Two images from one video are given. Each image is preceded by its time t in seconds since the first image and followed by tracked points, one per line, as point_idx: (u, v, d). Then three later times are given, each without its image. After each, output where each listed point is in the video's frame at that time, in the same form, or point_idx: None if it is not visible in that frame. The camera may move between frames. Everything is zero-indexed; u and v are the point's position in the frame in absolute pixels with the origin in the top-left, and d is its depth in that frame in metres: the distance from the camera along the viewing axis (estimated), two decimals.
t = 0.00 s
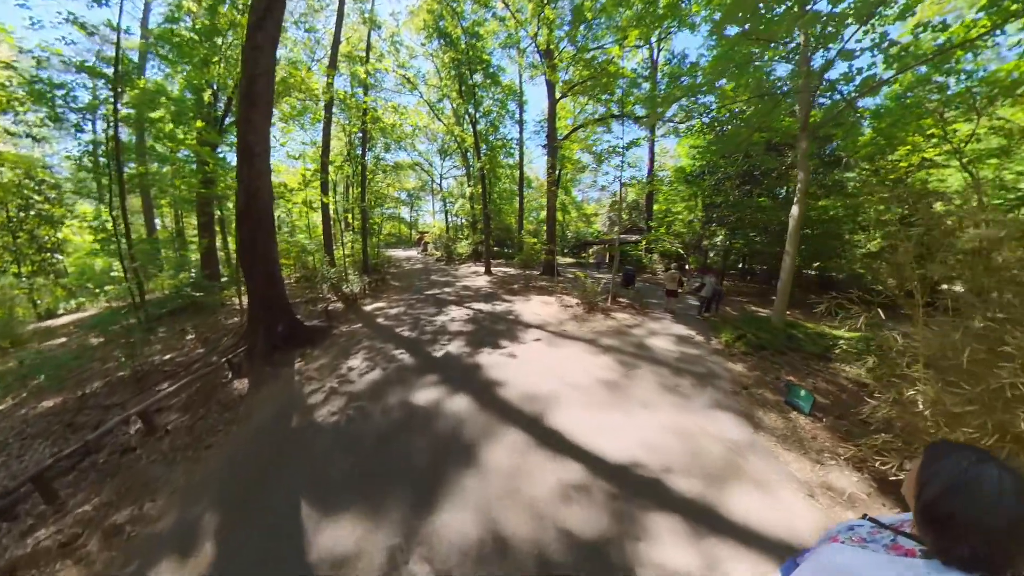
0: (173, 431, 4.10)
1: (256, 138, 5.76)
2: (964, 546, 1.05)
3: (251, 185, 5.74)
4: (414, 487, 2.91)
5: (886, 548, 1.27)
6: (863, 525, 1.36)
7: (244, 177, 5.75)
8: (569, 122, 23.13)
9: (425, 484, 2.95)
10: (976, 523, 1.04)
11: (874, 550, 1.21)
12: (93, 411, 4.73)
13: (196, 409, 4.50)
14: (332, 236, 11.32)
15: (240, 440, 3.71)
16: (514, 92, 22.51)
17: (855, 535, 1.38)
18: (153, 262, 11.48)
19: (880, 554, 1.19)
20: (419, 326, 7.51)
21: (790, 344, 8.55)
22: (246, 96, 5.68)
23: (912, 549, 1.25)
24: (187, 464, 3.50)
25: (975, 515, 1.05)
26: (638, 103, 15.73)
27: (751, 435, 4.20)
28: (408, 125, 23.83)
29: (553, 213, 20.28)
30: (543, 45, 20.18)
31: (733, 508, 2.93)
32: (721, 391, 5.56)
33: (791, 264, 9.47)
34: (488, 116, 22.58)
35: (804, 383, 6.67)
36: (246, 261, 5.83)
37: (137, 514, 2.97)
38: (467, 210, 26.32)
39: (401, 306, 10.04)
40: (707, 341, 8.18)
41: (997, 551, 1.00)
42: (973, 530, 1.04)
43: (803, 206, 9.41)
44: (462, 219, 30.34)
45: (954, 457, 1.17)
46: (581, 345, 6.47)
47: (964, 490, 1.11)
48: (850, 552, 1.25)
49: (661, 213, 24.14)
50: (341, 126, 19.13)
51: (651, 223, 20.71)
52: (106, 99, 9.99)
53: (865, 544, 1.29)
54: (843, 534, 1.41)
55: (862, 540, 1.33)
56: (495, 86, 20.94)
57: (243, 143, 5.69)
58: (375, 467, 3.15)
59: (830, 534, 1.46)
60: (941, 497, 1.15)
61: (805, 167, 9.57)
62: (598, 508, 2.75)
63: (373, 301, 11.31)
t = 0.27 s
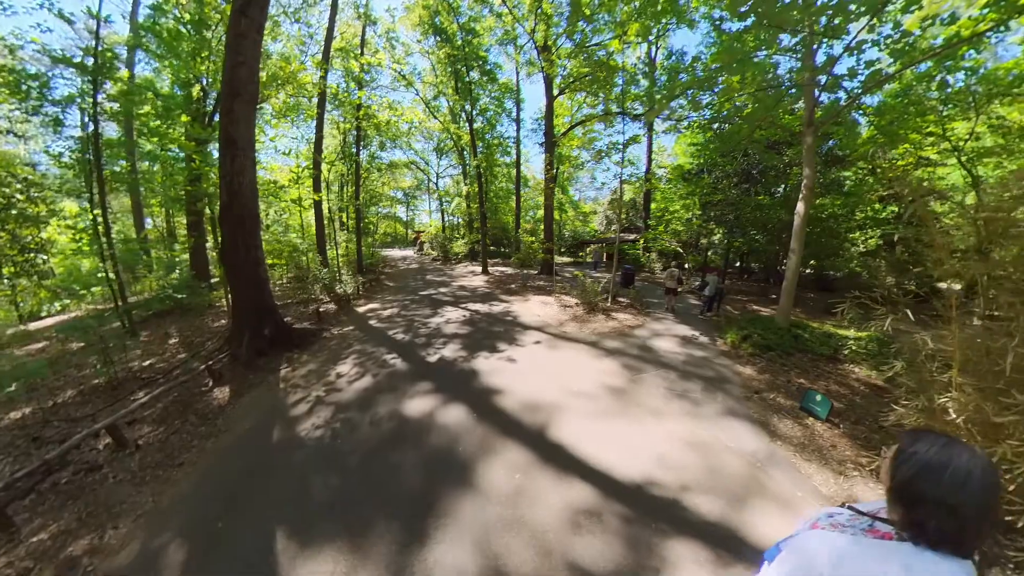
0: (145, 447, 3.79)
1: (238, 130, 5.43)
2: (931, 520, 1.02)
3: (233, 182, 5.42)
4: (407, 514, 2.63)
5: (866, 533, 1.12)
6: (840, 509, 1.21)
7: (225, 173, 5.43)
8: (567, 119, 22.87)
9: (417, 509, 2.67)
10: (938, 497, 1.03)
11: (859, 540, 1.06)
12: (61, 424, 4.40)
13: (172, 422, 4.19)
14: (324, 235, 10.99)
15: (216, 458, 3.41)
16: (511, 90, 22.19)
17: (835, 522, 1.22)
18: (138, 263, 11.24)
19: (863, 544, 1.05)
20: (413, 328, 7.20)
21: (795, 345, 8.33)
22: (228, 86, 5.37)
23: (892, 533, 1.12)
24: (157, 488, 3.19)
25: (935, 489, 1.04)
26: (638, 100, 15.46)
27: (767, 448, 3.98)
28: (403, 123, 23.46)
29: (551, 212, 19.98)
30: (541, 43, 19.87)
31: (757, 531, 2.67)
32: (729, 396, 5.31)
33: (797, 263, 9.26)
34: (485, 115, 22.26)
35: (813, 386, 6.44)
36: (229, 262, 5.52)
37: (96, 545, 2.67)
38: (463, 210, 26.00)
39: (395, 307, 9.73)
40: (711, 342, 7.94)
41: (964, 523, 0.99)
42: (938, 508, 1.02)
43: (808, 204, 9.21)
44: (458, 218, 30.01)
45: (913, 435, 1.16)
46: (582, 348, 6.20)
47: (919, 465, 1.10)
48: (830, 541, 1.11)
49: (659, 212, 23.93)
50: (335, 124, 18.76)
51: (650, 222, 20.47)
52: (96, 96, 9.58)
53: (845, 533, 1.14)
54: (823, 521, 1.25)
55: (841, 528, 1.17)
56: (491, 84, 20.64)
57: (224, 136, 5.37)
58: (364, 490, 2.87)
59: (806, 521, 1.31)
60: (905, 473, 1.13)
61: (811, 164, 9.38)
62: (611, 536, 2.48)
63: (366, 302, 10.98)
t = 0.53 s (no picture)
0: (118, 465, 3.49)
1: (223, 124, 5.11)
2: (929, 507, 1.07)
3: (217, 178, 5.10)
4: (408, 548, 2.36)
5: (866, 524, 1.15)
6: (840, 502, 1.23)
7: (207, 169, 5.10)
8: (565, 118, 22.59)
9: (416, 542, 2.41)
10: (934, 487, 1.09)
11: (856, 537, 1.10)
12: (29, 440, 4.08)
13: (148, 436, 3.87)
14: (317, 235, 10.66)
15: (194, 481, 3.12)
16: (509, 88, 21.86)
17: (835, 514, 1.24)
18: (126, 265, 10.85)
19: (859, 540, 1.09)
20: (409, 331, 6.89)
21: (802, 347, 8.12)
22: (212, 75, 5.06)
23: (892, 524, 1.15)
24: (125, 515, 2.88)
25: (931, 477, 1.10)
26: (640, 97, 15.15)
27: (793, 460, 3.71)
28: (399, 121, 23.05)
29: (550, 211, 19.65)
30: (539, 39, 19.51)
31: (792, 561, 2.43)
32: (742, 403, 5.07)
33: (804, 263, 9.06)
34: (482, 113, 21.91)
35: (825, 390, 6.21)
36: (214, 263, 5.20)
37: None
38: (460, 209, 25.64)
39: (390, 308, 9.41)
40: (718, 344, 7.69)
41: (962, 511, 1.03)
42: (935, 496, 1.07)
43: (816, 203, 9.03)
44: (455, 217, 29.64)
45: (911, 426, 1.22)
46: (586, 351, 5.93)
47: (918, 455, 1.16)
48: (829, 538, 1.15)
49: (658, 211, 23.70)
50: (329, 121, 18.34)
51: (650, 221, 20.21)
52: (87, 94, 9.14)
53: (844, 526, 1.17)
54: (823, 513, 1.28)
55: (841, 520, 1.19)
56: (489, 81, 20.30)
57: (207, 127, 5.05)
58: (359, 518, 2.60)
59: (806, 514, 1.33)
60: (904, 464, 1.18)
61: (819, 163, 9.17)
62: (634, 569, 2.26)
63: (360, 304, 10.64)
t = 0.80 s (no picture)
0: (93, 483, 3.22)
1: (212, 115, 4.86)
2: (923, 490, 1.19)
3: (205, 173, 4.84)
4: None
5: (863, 509, 1.28)
6: (838, 488, 1.35)
7: (195, 163, 4.84)
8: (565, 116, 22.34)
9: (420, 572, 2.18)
10: (926, 471, 1.23)
11: (853, 523, 1.23)
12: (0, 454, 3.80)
13: (128, 449, 3.61)
14: (312, 233, 10.37)
15: (174, 502, 2.86)
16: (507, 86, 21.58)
17: (834, 498, 1.37)
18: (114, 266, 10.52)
19: (857, 525, 1.22)
20: (408, 333, 6.64)
21: (812, 348, 7.92)
22: (199, 63, 4.78)
23: (887, 506, 1.28)
24: (99, 540, 2.62)
25: (926, 462, 1.24)
26: (642, 94, 14.92)
27: (817, 467, 3.51)
28: (396, 119, 22.71)
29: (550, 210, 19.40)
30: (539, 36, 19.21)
31: None
32: (757, 407, 4.87)
33: (812, 262, 8.87)
34: (480, 111, 21.62)
35: (839, 393, 6.01)
36: (202, 263, 4.95)
37: None
38: (458, 208, 25.37)
39: (388, 309, 9.14)
40: (726, 345, 7.48)
41: (952, 491, 1.16)
42: (927, 479, 1.20)
43: (824, 201, 8.84)
44: (452, 216, 29.35)
45: (906, 416, 1.36)
46: (592, 353, 5.70)
47: (915, 443, 1.30)
48: (829, 524, 1.28)
49: (658, 210, 23.51)
50: (325, 119, 18.00)
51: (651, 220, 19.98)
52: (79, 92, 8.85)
53: (845, 511, 1.29)
54: (822, 498, 1.41)
55: (841, 505, 1.32)
56: (487, 79, 20.01)
57: (193, 118, 4.79)
58: (361, 543, 2.38)
59: (807, 499, 1.46)
60: (904, 452, 1.31)
61: (827, 160, 8.98)
62: None
63: (357, 304, 10.36)
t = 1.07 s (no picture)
0: (57, 517, 2.88)
1: (193, 106, 4.50)
2: (950, 488, 1.14)
3: (184, 169, 4.49)
4: None
5: (881, 506, 1.20)
6: (855, 485, 1.26)
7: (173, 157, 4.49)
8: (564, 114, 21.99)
9: None
10: (953, 468, 1.15)
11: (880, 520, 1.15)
12: None
13: (99, 477, 3.27)
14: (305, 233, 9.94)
15: (145, 543, 2.53)
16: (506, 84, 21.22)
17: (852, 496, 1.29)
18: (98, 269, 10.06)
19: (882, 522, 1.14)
20: (406, 338, 6.31)
21: (825, 352, 7.64)
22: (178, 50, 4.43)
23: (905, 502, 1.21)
24: None
25: (953, 460, 1.16)
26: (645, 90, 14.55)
27: (859, 481, 3.23)
28: (393, 117, 22.29)
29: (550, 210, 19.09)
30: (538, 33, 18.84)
31: None
32: (780, 417, 4.60)
33: (823, 262, 8.62)
34: (478, 109, 21.25)
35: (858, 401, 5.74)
36: (179, 267, 4.60)
37: None
38: (456, 207, 25.03)
39: (384, 312, 8.76)
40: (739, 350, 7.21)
41: (978, 489, 1.11)
42: (955, 477, 1.14)
43: (836, 200, 8.58)
44: (450, 216, 29.00)
45: (928, 414, 1.27)
46: (602, 359, 5.40)
47: (936, 441, 1.22)
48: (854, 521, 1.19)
49: (658, 209, 23.27)
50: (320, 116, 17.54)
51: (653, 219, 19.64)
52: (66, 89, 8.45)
53: (863, 509, 1.21)
54: (838, 496, 1.32)
55: (859, 503, 1.24)
56: (485, 76, 19.63)
57: (172, 109, 4.45)
58: None
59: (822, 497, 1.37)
60: (928, 447, 1.22)
61: (837, 159, 8.71)
62: None
63: (352, 307, 9.97)
